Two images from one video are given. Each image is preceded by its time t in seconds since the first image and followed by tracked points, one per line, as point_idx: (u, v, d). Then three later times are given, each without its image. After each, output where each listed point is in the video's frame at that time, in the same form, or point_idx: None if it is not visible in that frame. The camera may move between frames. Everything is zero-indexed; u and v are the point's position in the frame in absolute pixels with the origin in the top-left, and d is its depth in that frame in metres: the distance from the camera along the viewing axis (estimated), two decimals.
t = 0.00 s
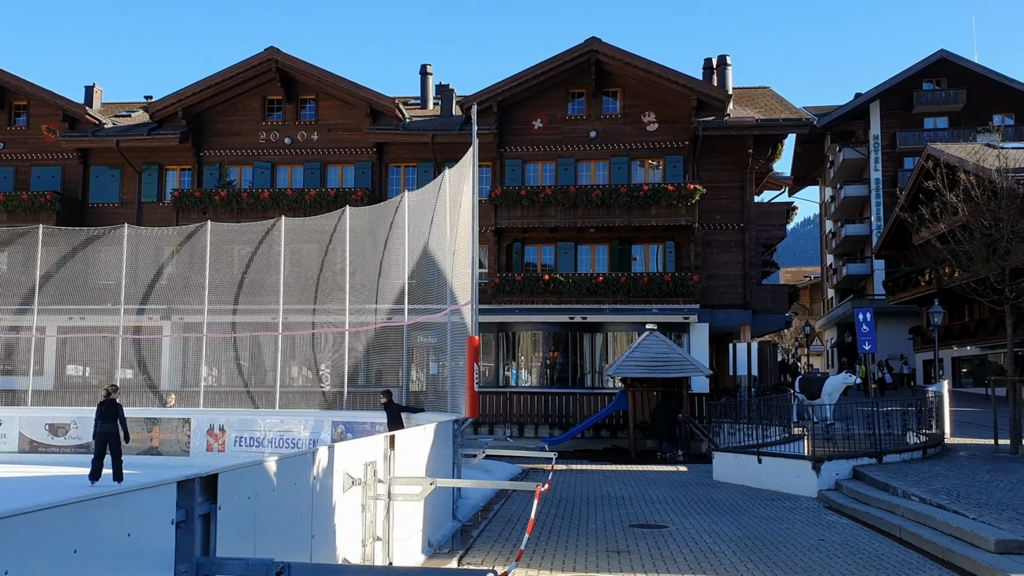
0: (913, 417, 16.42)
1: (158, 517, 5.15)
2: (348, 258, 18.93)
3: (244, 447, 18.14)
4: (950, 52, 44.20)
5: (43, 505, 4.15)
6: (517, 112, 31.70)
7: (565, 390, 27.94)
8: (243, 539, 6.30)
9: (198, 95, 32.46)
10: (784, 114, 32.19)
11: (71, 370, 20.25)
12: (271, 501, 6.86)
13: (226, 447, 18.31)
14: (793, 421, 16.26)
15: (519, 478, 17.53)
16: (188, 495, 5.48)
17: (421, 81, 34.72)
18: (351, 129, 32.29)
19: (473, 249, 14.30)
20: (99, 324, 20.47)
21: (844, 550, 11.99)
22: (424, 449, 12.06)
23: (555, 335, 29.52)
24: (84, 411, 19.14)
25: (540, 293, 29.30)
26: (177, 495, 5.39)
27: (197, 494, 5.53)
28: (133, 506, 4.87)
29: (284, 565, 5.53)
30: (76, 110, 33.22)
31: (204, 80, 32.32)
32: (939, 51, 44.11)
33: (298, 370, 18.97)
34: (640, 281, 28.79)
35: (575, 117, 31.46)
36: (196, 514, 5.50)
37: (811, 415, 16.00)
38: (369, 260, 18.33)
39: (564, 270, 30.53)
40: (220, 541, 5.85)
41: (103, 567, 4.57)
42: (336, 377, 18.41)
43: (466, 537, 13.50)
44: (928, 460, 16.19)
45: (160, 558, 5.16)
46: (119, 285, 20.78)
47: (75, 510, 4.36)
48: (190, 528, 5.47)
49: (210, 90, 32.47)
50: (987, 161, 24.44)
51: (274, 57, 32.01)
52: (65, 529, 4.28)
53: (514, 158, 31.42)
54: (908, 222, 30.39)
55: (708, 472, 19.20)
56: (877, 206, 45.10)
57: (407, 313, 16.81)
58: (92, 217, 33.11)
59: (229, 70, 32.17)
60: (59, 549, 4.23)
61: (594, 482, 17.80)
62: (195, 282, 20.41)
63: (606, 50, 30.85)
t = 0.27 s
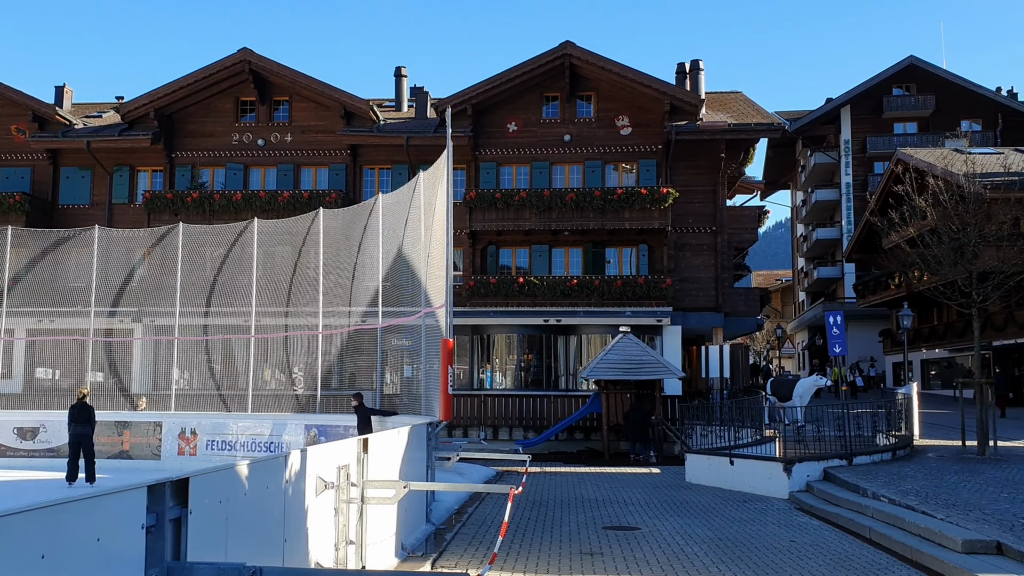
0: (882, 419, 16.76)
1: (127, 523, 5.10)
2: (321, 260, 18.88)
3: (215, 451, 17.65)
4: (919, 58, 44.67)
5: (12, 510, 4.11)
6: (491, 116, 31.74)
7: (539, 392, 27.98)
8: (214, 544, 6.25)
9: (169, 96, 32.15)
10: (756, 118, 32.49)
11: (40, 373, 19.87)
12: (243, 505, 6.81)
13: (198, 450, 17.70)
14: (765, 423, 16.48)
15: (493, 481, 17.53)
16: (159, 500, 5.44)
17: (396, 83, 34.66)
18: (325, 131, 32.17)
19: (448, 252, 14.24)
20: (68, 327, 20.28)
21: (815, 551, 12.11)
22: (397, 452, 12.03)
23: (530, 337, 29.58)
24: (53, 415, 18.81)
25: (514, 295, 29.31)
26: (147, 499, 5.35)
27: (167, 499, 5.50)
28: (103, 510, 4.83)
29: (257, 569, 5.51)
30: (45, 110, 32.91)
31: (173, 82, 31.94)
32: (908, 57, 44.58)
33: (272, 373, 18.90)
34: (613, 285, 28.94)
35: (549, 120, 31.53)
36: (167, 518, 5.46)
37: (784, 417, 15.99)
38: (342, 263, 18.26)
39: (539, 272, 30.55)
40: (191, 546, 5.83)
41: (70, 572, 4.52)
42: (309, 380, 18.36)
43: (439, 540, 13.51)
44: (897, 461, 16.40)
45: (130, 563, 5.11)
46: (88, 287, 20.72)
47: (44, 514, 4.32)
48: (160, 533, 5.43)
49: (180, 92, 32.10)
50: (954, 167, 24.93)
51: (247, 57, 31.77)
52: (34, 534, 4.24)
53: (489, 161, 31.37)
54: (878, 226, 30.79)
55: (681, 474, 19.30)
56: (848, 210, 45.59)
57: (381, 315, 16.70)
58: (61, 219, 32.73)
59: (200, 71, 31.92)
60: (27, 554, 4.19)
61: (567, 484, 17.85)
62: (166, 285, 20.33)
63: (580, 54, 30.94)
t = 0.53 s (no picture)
0: (859, 421, 17.04)
1: (103, 528, 5.06)
2: (299, 264, 18.83)
3: (192, 455, 17.74)
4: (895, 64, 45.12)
5: None
6: (471, 119, 31.75)
7: (518, 395, 28.01)
8: (189, 549, 6.20)
9: (146, 98, 31.91)
10: (734, 123, 32.70)
11: (15, 376, 19.75)
12: (219, 510, 6.76)
13: (175, 455, 17.70)
14: (743, 426, 16.61)
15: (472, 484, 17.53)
16: (135, 504, 5.42)
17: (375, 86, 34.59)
18: (304, 133, 32.04)
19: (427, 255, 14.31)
20: (43, 329, 19.99)
21: (793, 553, 12.18)
22: (376, 456, 12.00)
23: (509, 340, 29.67)
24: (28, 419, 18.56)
25: (494, 298, 29.34)
26: (123, 503, 5.33)
27: (143, 503, 5.48)
28: (78, 515, 4.80)
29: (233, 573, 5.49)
30: (20, 111, 32.63)
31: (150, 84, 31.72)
32: (884, 64, 45.02)
33: (250, 377, 18.81)
34: (592, 288, 29.03)
35: (529, 124, 31.57)
36: (143, 523, 5.44)
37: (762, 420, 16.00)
38: (321, 266, 18.21)
39: (518, 275, 30.58)
40: (168, 550, 5.81)
41: None
42: (287, 384, 18.30)
43: (418, 544, 13.47)
44: (873, 464, 16.52)
45: (105, 568, 5.07)
46: (64, 290, 20.41)
47: (21, 518, 4.31)
48: (136, 537, 5.41)
49: (157, 94, 31.94)
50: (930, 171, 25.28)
51: (225, 59, 31.60)
52: (9, 538, 4.22)
53: (469, 164, 31.42)
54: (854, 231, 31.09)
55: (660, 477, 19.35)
56: (825, 214, 45.98)
57: (360, 319, 16.60)
58: (37, 221, 32.42)
59: (177, 73, 31.71)
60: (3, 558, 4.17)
61: (546, 488, 17.86)
62: (143, 288, 20.19)
63: (559, 58, 31.01)
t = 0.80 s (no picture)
0: (837, 426, 17.08)
1: (79, 532, 5.02)
2: (279, 267, 18.72)
3: (170, 458, 17.67)
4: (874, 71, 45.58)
5: None
6: (453, 122, 31.73)
7: (498, 399, 28.00)
8: (166, 554, 6.16)
9: (125, 99, 31.70)
10: (714, 129, 32.89)
11: None
12: (198, 514, 6.73)
13: (153, 459, 17.60)
14: (723, 431, 16.49)
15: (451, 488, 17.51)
16: (112, 508, 5.36)
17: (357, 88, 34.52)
18: (285, 135, 31.90)
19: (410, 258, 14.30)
20: (19, 332, 19.90)
21: (771, 557, 12.24)
22: (355, 460, 11.92)
23: (490, 344, 29.61)
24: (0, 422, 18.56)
25: (475, 302, 29.34)
26: (100, 507, 5.27)
27: (121, 507, 5.42)
28: (54, 519, 4.74)
29: None
30: None
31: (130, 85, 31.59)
32: (863, 71, 45.46)
33: (228, 380, 18.70)
34: (573, 292, 29.13)
35: (510, 128, 31.60)
36: (119, 527, 5.39)
37: (740, 424, 16.06)
38: (301, 270, 18.15)
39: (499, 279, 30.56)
40: (144, 555, 5.75)
41: None
42: (266, 388, 18.17)
43: (397, 548, 13.44)
44: (851, 468, 16.63)
45: (80, 573, 5.01)
46: (41, 292, 20.29)
47: None
48: (113, 542, 5.35)
49: (137, 95, 31.75)
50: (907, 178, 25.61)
51: (206, 61, 31.51)
52: None
53: (451, 167, 31.41)
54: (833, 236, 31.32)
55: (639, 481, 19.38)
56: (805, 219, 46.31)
57: (340, 322, 16.52)
58: (14, 221, 32.12)
59: (157, 74, 31.53)
60: None
61: (525, 492, 17.86)
62: (121, 290, 20.06)
63: (541, 63, 31.08)
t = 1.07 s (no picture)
0: (811, 430, 17.03)
1: (52, 536, 5.01)
2: (254, 269, 18.64)
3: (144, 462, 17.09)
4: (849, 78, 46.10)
5: None
6: (431, 125, 31.72)
7: (474, 403, 28.00)
8: (140, 558, 6.13)
9: (100, 100, 31.47)
10: (691, 134, 33.11)
11: None
12: (172, 518, 6.69)
13: (126, 462, 17.07)
14: (698, 433, 16.59)
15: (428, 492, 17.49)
16: (84, 512, 5.36)
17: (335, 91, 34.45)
18: (262, 137, 31.77)
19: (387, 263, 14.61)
20: None
21: (745, 560, 12.32)
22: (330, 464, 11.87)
23: (467, 348, 29.60)
24: None
25: (452, 305, 29.35)
26: (73, 511, 5.28)
27: (93, 511, 5.43)
28: (29, 524, 4.74)
29: None
30: None
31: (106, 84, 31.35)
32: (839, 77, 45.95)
33: (203, 384, 18.56)
34: (551, 295, 29.27)
35: (488, 132, 31.62)
36: (92, 532, 5.39)
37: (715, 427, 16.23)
38: (277, 274, 18.10)
39: (476, 283, 30.56)
40: (118, 559, 5.72)
41: None
42: (241, 391, 18.06)
43: (373, 552, 13.41)
44: (824, 471, 16.78)
45: None
46: (13, 294, 19.96)
47: None
48: (85, 546, 5.35)
49: (112, 96, 31.54)
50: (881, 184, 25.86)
51: (182, 62, 31.37)
52: None
53: (428, 171, 31.32)
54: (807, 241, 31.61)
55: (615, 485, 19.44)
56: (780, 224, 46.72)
57: (316, 325, 16.43)
58: None
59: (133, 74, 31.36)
60: None
61: (502, 496, 17.86)
62: (95, 292, 19.85)
63: (519, 67, 31.19)
